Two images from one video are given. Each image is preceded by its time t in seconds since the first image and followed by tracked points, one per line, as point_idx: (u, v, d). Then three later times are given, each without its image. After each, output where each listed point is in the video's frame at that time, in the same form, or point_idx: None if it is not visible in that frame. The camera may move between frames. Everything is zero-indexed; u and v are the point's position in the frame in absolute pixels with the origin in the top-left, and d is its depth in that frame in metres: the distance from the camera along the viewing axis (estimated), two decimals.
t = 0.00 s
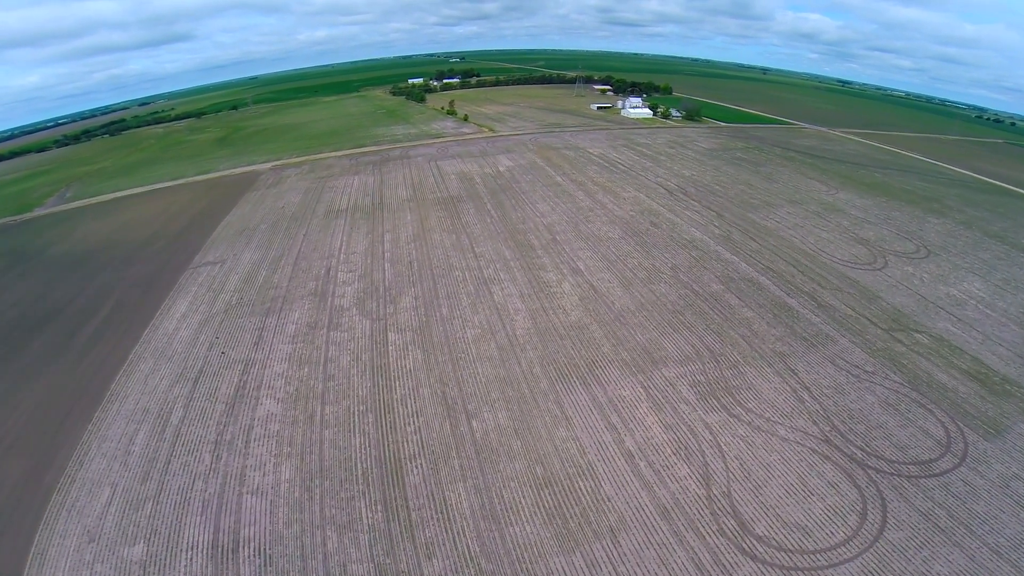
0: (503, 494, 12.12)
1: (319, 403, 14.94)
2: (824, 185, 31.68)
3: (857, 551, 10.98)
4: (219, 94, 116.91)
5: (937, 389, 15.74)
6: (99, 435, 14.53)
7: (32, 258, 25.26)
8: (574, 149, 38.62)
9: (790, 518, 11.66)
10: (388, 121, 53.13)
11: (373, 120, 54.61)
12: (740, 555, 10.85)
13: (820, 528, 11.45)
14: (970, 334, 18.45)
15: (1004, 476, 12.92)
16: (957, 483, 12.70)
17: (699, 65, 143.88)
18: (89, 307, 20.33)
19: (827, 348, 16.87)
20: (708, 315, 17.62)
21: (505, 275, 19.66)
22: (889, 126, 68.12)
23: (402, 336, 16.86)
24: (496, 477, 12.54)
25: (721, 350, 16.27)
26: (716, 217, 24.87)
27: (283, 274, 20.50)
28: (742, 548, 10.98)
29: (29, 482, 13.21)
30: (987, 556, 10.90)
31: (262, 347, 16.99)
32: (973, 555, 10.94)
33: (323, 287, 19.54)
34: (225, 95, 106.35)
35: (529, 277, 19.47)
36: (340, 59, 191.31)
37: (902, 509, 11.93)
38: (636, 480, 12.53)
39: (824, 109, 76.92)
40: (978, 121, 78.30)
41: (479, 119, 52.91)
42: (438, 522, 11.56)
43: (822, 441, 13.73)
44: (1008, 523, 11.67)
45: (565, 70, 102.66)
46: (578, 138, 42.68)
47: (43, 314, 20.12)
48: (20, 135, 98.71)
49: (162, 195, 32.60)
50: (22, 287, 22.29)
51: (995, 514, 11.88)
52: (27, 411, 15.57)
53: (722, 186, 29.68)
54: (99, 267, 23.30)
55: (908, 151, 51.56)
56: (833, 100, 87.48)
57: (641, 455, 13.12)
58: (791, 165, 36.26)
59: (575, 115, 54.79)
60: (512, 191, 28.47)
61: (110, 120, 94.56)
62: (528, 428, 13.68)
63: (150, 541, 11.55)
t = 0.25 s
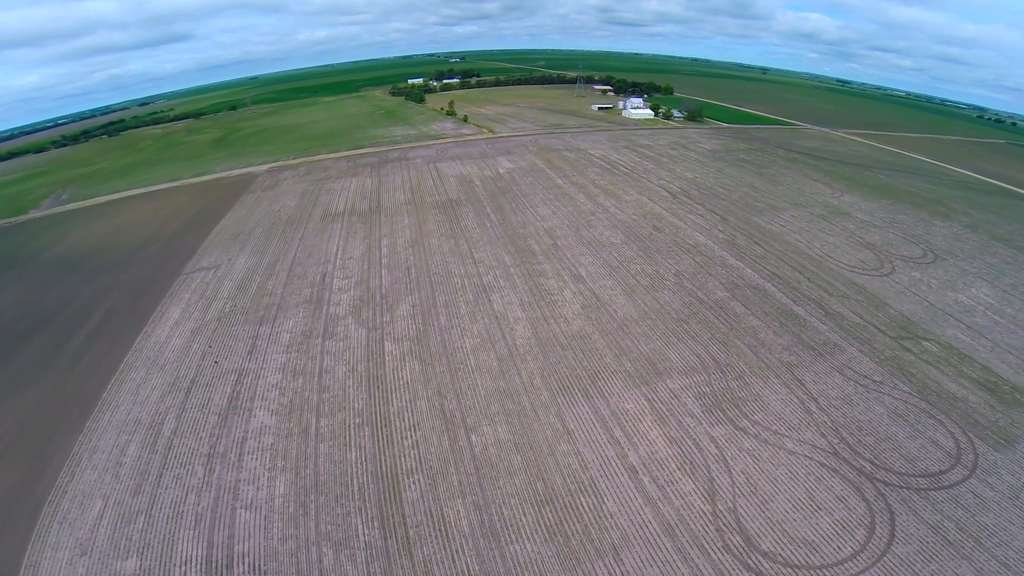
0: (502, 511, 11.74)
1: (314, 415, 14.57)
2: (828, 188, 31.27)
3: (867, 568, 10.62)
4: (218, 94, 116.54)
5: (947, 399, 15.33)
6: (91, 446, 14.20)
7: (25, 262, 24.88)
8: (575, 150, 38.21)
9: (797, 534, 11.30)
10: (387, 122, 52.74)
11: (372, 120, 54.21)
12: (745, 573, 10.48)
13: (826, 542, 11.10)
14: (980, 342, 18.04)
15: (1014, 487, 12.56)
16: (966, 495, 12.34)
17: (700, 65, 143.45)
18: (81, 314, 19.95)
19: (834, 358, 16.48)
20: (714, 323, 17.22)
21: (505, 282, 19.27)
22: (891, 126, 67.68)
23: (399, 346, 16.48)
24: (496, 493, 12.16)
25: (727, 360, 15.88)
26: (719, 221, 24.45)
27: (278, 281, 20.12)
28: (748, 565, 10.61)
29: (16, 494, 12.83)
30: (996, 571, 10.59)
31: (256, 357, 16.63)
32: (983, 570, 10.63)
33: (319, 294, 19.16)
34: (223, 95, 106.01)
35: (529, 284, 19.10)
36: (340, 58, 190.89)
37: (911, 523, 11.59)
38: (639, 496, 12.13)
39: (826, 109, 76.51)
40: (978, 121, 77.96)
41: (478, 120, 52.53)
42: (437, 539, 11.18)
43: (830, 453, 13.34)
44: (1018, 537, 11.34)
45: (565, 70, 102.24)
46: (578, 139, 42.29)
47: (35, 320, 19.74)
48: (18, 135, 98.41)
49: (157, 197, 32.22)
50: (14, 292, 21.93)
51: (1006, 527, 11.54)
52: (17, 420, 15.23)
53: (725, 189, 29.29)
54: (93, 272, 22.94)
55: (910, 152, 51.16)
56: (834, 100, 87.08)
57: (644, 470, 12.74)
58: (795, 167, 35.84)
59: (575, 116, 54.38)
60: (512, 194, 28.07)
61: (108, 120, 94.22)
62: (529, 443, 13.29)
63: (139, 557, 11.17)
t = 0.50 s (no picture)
0: (500, 528, 11.36)
1: (308, 428, 14.19)
2: (832, 190, 30.87)
3: None
4: (217, 94, 116.06)
5: (956, 409, 14.94)
6: (81, 457, 13.83)
7: (16, 266, 24.49)
8: (575, 152, 37.80)
9: (804, 549, 10.95)
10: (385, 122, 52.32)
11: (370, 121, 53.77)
12: None
13: (833, 558, 10.77)
14: (989, 349, 17.63)
15: None
16: (974, 507, 12.01)
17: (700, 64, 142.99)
18: (73, 321, 19.57)
19: (841, 368, 16.10)
20: (719, 333, 16.84)
21: (504, 289, 18.88)
22: (892, 127, 67.21)
23: (396, 356, 16.09)
24: (495, 510, 11.76)
25: (733, 371, 15.51)
26: (723, 225, 24.05)
27: (272, 287, 19.72)
28: None
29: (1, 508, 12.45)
30: None
31: (249, 367, 16.25)
32: None
33: (314, 301, 18.78)
34: (222, 95, 105.52)
35: (529, 291, 18.71)
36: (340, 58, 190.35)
37: (918, 536, 11.28)
38: (642, 512, 11.75)
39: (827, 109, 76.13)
40: (978, 122, 77.60)
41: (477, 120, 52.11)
42: (435, 557, 10.79)
43: (837, 466, 12.98)
44: None
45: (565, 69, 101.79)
46: (578, 140, 41.89)
47: (25, 327, 19.36)
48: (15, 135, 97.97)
49: (152, 199, 31.82)
50: (5, 297, 21.55)
51: (1017, 540, 11.20)
52: (5, 429, 14.85)
53: (727, 191, 28.89)
54: (85, 277, 22.55)
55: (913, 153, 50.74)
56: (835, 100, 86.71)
57: (647, 485, 12.36)
58: (797, 169, 35.43)
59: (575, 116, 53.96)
60: (512, 197, 27.66)
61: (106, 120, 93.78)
62: (529, 458, 12.90)
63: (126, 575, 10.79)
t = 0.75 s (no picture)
0: (499, 546, 10.97)
1: (302, 441, 13.80)
2: (835, 192, 30.47)
3: None
4: (216, 94, 115.60)
5: (965, 419, 14.56)
6: (70, 470, 13.45)
7: (7, 271, 24.08)
8: (575, 153, 37.38)
9: (812, 566, 10.60)
10: (383, 123, 51.86)
11: (368, 121, 53.31)
12: None
13: None
14: (998, 356, 17.26)
15: None
16: (983, 519, 11.69)
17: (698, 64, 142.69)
18: (64, 328, 19.18)
19: (848, 379, 15.73)
20: (724, 342, 16.47)
21: (503, 297, 18.50)
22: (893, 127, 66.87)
23: (392, 367, 15.70)
24: (493, 527, 11.38)
25: (738, 383, 15.15)
26: (726, 229, 23.66)
27: (266, 295, 19.32)
28: None
29: None
30: None
31: (242, 379, 15.87)
32: None
33: (309, 309, 18.39)
34: (219, 95, 104.97)
35: (529, 300, 18.33)
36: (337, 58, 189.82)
37: (926, 550, 10.98)
38: (645, 528, 11.39)
39: (827, 109, 75.77)
40: (978, 121, 77.25)
41: (476, 121, 51.65)
42: None
43: (845, 479, 12.62)
44: None
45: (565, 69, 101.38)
46: (578, 141, 41.48)
47: (14, 334, 18.96)
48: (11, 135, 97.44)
49: (146, 202, 31.40)
50: None
51: None
52: None
53: (730, 194, 28.48)
54: (77, 282, 22.16)
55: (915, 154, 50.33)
56: (835, 100, 86.40)
57: (649, 501, 11.99)
58: (800, 170, 35.03)
59: (575, 116, 53.51)
60: (511, 200, 27.24)
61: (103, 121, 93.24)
62: (530, 474, 12.52)
63: None
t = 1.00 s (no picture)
0: (496, 565, 10.60)
1: (295, 454, 13.43)
2: (837, 194, 30.13)
3: None
4: (213, 93, 114.90)
5: (972, 428, 14.23)
6: (56, 483, 13.05)
7: None
8: (575, 154, 36.98)
9: None
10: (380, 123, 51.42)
11: (365, 121, 52.87)
12: None
13: None
14: (1006, 364, 16.91)
15: None
16: (989, 531, 11.41)
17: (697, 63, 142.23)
18: (53, 334, 18.77)
19: (854, 388, 15.39)
20: (727, 352, 16.13)
21: (502, 305, 18.14)
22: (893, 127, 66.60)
23: (387, 378, 15.32)
24: (491, 545, 11.01)
25: (741, 394, 14.80)
26: (728, 233, 23.30)
27: (259, 302, 18.92)
28: None
29: None
30: None
31: (233, 389, 15.49)
32: None
33: (303, 317, 18.00)
34: (216, 95, 104.36)
35: (528, 307, 17.97)
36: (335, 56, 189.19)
37: (933, 564, 10.69)
38: (647, 545, 11.04)
39: (827, 109, 75.49)
40: (979, 122, 76.86)
41: (474, 121, 51.23)
42: None
43: (851, 491, 12.30)
44: None
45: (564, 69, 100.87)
46: (577, 142, 41.08)
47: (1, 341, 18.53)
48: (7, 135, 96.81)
49: (139, 204, 30.96)
50: None
51: None
52: None
53: (731, 196, 28.13)
54: (67, 288, 21.73)
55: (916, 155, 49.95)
56: (834, 100, 86.12)
57: (651, 517, 11.63)
58: (801, 172, 34.68)
59: (574, 117, 53.11)
60: (510, 203, 26.84)
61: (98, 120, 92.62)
62: (528, 490, 12.14)
63: None
